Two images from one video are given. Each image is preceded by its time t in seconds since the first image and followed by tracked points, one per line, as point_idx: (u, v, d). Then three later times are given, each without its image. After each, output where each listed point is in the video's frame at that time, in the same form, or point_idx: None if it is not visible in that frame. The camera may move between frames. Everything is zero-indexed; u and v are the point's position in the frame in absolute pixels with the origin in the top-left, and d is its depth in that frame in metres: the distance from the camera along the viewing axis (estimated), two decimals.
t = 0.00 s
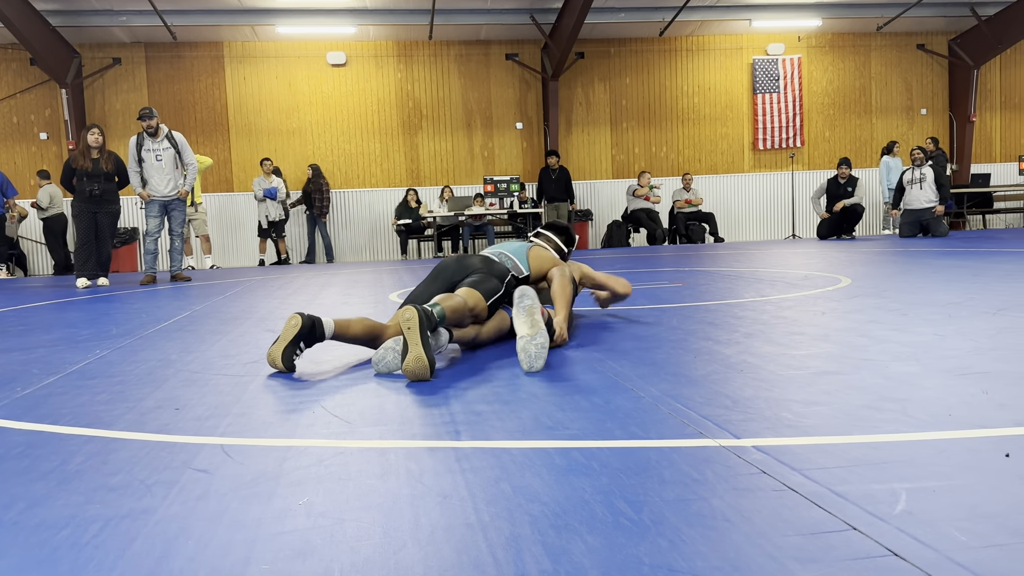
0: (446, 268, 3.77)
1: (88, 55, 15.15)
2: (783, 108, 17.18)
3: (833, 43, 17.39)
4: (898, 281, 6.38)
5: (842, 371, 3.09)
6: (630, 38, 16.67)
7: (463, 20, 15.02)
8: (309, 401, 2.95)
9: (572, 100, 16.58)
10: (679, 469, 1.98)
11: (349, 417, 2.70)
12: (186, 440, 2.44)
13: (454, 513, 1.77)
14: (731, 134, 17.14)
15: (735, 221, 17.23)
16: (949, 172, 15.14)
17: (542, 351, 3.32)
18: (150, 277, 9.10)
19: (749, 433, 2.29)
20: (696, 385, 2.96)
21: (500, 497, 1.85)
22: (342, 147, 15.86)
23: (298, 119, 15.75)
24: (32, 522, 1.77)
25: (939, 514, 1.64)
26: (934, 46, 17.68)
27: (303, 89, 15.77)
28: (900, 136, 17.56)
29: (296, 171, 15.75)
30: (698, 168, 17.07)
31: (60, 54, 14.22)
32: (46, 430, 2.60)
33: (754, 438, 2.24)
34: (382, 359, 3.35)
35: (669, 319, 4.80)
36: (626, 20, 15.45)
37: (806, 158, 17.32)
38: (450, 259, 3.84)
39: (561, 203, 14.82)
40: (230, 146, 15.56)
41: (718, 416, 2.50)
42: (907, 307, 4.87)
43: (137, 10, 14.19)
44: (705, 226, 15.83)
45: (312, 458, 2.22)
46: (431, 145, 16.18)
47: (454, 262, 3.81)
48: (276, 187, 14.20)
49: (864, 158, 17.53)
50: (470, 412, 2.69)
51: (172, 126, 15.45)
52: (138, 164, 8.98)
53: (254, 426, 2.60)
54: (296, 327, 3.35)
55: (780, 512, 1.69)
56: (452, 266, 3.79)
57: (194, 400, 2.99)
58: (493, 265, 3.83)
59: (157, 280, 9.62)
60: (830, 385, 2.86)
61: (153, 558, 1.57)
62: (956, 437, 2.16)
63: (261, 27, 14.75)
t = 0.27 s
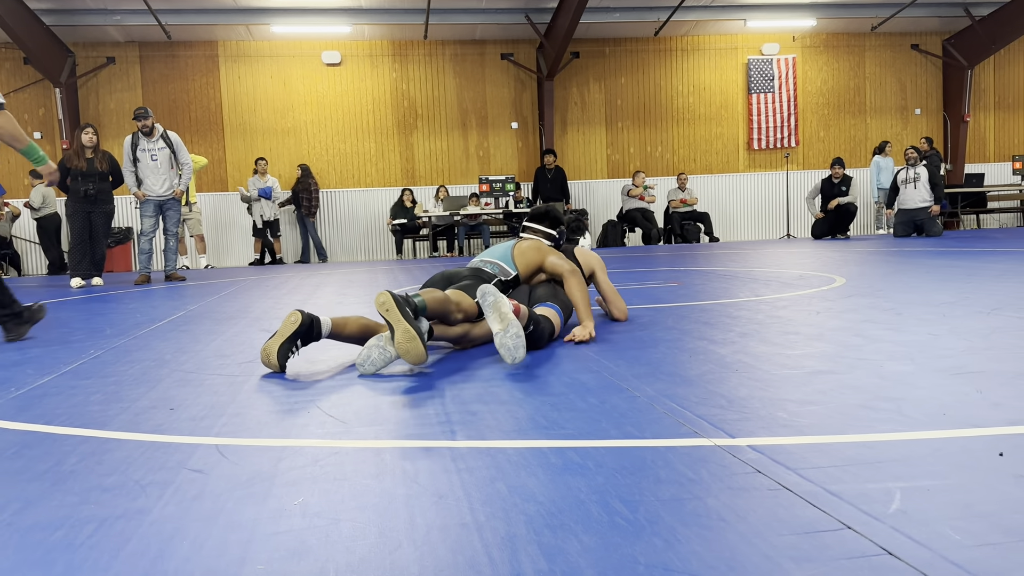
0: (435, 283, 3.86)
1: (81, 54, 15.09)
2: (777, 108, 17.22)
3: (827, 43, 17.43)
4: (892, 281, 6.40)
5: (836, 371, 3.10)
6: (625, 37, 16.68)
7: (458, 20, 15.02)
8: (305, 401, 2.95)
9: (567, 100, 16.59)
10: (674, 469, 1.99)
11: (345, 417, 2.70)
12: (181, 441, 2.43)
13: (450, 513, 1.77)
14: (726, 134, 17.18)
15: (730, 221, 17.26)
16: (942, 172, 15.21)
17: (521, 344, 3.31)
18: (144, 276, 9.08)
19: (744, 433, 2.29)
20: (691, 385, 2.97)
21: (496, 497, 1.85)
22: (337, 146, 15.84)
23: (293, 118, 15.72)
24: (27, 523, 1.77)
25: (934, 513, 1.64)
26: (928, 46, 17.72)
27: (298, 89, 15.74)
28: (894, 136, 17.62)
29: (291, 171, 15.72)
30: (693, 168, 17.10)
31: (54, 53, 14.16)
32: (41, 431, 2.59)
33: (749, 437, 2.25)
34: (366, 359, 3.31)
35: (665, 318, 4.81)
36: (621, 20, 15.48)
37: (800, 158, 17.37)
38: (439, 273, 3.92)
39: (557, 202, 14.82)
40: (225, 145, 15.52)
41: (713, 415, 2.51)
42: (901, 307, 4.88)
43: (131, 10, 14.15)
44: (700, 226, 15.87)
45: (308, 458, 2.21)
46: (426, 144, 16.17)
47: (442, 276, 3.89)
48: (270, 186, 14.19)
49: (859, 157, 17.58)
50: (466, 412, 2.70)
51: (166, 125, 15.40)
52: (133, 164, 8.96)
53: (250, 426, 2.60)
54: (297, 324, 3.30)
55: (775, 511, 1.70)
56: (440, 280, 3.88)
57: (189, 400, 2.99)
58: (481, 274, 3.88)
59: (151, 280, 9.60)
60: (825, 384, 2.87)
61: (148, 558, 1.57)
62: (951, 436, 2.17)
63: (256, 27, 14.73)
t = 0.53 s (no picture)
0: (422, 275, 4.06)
1: (75, 53, 15.03)
2: (771, 108, 17.25)
3: (822, 43, 17.47)
4: (886, 280, 6.43)
5: (830, 370, 3.11)
6: (620, 37, 16.69)
7: (453, 19, 15.02)
8: (300, 400, 2.94)
9: (563, 100, 16.60)
10: (669, 468, 1.99)
11: (339, 416, 2.70)
12: (174, 440, 2.43)
13: (445, 511, 1.77)
14: (721, 133, 17.21)
15: (724, 220, 17.30)
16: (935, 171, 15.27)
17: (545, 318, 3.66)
18: (138, 276, 9.05)
19: (739, 432, 2.30)
20: (685, 383, 2.97)
21: (490, 495, 1.86)
22: (332, 146, 15.82)
23: (288, 117, 15.69)
24: (20, 523, 1.76)
25: (928, 511, 1.65)
26: (922, 46, 17.78)
27: (292, 88, 15.71)
28: (888, 135, 17.67)
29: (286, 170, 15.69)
30: (687, 168, 17.13)
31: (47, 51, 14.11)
32: (34, 430, 2.58)
33: (742, 435, 2.25)
34: (348, 362, 3.35)
35: (659, 318, 4.82)
36: (616, 19, 15.50)
37: (795, 158, 17.41)
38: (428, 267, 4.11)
39: (552, 202, 14.83)
40: (219, 144, 15.48)
41: (707, 413, 2.52)
42: (894, 305, 4.90)
43: (125, 8, 14.11)
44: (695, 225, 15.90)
45: (303, 458, 2.21)
46: (421, 143, 16.16)
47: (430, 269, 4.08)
48: (265, 185, 14.17)
49: (853, 157, 17.63)
50: (460, 411, 2.70)
51: (160, 125, 15.36)
52: (127, 163, 8.96)
53: (244, 425, 2.60)
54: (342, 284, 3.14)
55: (769, 509, 1.70)
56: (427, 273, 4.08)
57: (183, 400, 2.98)
58: (463, 268, 4.01)
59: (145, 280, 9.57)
60: (819, 383, 2.88)
61: (142, 557, 1.57)
62: (943, 434, 2.18)
63: (251, 26, 14.69)
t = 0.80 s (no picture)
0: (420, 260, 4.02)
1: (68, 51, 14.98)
2: (766, 107, 17.28)
3: (816, 42, 17.52)
4: (880, 279, 6.45)
5: (824, 368, 3.12)
6: (615, 36, 16.71)
7: (448, 18, 15.02)
8: (294, 399, 2.94)
9: (557, 99, 16.60)
10: (663, 466, 1.99)
11: (332, 415, 2.69)
12: (168, 439, 2.42)
13: (438, 510, 1.77)
14: (715, 132, 17.23)
15: (719, 219, 17.34)
16: (929, 169, 15.34)
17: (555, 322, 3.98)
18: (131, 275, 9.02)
19: (733, 430, 2.30)
20: (680, 382, 2.98)
21: (484, 494, 1.86)
22: (326, 144, 15.80)
23: (282, 116, 15.67)
24: (12, 523, 1.75)
25: (922, 508, 1.66)
26: (916, 45, 17.85)
27: (287, 87, 15.68)
28: (882, 134, 17.73)
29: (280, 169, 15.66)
30: (682, 166, 17.15)
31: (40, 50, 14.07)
32: (26, 430, 2.57)
33: (737, 434, 2.26)
34: (353, 362, 3.29)
35: (653, 316, 4.82)
36: (610, 18, 15.52)
37: (789, 157, 17.45)
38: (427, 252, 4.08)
39: (547, 200, 14.84)
40: (214, 143, 15.44)
41: (702, 412, 2.52)
42: (888, 304, 4.92)
43: (119, 7, 14.07)
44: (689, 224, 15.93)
45: (296, 457, 2.20)
46: (416, 142, 16.14)
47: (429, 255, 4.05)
48: (259, 184, 14.16)
49: (846, 156, 17.69)
50: (455, 409, 2.70)
51: (154, 123, 15.31)
52: (122, 162, 8.92)
53: (238, 425, 2.59)
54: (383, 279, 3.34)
55: (763, 507, 1.71)
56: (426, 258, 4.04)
57: (176, 399, 2.97)
58: (462, 260, 4.00)
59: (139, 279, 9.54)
60: (813, 381, 2.89)
61: (134, 557, 1.56)
62: (937, 432, 2.19)
63: (245, 24, 14.66)
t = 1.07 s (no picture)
0: (435, 272, 3.85)
1: (62, 50, 14.93)
2: (761, 106, 17.29)
3: (810, 41, 17.56)
4: (875, 278, 6.46)
5: (819, 366, 3.13)
6: (610, 35, 16.71)
7: (442, 17, 15.01)
8: (288, 399, 2.93)
9: (552, 98, 16.60)
10: (658, 464, 2.00)
11: (327, 414, 2.69)
12: (162, 439, 2.41)
13: (433, 509, 1.77)
14: (710, 131, 17.25)
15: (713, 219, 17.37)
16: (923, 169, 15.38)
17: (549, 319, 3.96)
18: (125, 274, 8.99)
19: (728, 428, 2.31)
20: (674, 380, 2.98)
21: (480, 492, 1.86)
22: (321, 144, 15.77)
23: (277, 115, 15.63)
24: (5, 522, 1.75)
25: (915, 506, 1.66)
26: (910, 45, 17.90)
27: (281, 85, 15.64)
28: (876, 134, 17.78)
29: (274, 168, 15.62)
30: (677, 166, 17.17)
31: (33, 48, 14.02)
32: (19, 430, 2.56)
33: (732, 432, 2.26)
34: (353, 360, 3.28)
35: (649, 315, 4.82)
36: (605, 17, 15.52)
37: (783, 156, 17.48)
38: (441, 260, 3.89)
39: (542, 200, 14.84)
40: (208, 142, 15.40)
41: (697, 410, 2.53)
42: (882, 303, 4.93)
43: (112, 5, 14.02)
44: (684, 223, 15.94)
45: (291, 456, 2.20)
46: (411, 141, 16.12)
47: (444, 266, 3.87)
48: (254, 183, 14.15)
49: (841, 156, 17.74)
50: (450, 408, 2.70)
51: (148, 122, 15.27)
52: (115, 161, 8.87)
53: (232, 424, 2.59)
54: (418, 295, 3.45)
55: (757, 504, 1.71)
56: (442, 269, 3.86)
57: (171, 399, 2.96)
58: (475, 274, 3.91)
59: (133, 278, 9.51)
60: (807, 379, 2.90)
61: (128, 556, 1.56)
62: (930, 430, 2.19)
63: (239, 23, 14.62)
